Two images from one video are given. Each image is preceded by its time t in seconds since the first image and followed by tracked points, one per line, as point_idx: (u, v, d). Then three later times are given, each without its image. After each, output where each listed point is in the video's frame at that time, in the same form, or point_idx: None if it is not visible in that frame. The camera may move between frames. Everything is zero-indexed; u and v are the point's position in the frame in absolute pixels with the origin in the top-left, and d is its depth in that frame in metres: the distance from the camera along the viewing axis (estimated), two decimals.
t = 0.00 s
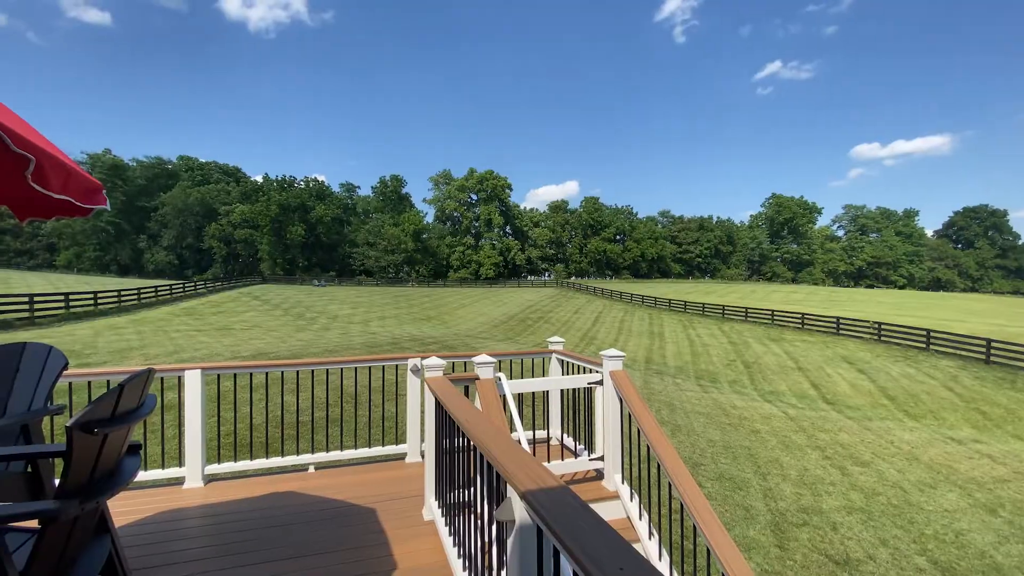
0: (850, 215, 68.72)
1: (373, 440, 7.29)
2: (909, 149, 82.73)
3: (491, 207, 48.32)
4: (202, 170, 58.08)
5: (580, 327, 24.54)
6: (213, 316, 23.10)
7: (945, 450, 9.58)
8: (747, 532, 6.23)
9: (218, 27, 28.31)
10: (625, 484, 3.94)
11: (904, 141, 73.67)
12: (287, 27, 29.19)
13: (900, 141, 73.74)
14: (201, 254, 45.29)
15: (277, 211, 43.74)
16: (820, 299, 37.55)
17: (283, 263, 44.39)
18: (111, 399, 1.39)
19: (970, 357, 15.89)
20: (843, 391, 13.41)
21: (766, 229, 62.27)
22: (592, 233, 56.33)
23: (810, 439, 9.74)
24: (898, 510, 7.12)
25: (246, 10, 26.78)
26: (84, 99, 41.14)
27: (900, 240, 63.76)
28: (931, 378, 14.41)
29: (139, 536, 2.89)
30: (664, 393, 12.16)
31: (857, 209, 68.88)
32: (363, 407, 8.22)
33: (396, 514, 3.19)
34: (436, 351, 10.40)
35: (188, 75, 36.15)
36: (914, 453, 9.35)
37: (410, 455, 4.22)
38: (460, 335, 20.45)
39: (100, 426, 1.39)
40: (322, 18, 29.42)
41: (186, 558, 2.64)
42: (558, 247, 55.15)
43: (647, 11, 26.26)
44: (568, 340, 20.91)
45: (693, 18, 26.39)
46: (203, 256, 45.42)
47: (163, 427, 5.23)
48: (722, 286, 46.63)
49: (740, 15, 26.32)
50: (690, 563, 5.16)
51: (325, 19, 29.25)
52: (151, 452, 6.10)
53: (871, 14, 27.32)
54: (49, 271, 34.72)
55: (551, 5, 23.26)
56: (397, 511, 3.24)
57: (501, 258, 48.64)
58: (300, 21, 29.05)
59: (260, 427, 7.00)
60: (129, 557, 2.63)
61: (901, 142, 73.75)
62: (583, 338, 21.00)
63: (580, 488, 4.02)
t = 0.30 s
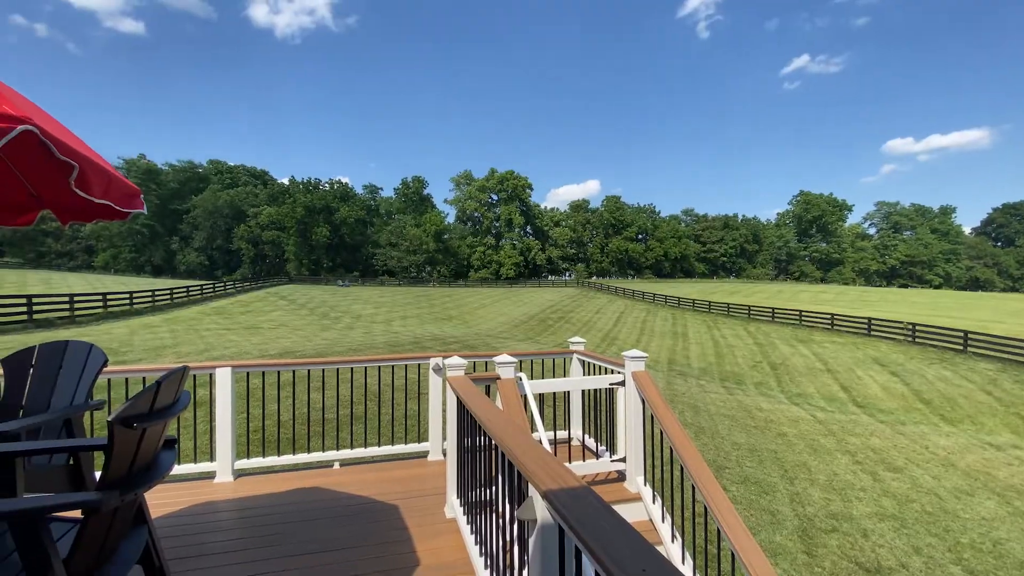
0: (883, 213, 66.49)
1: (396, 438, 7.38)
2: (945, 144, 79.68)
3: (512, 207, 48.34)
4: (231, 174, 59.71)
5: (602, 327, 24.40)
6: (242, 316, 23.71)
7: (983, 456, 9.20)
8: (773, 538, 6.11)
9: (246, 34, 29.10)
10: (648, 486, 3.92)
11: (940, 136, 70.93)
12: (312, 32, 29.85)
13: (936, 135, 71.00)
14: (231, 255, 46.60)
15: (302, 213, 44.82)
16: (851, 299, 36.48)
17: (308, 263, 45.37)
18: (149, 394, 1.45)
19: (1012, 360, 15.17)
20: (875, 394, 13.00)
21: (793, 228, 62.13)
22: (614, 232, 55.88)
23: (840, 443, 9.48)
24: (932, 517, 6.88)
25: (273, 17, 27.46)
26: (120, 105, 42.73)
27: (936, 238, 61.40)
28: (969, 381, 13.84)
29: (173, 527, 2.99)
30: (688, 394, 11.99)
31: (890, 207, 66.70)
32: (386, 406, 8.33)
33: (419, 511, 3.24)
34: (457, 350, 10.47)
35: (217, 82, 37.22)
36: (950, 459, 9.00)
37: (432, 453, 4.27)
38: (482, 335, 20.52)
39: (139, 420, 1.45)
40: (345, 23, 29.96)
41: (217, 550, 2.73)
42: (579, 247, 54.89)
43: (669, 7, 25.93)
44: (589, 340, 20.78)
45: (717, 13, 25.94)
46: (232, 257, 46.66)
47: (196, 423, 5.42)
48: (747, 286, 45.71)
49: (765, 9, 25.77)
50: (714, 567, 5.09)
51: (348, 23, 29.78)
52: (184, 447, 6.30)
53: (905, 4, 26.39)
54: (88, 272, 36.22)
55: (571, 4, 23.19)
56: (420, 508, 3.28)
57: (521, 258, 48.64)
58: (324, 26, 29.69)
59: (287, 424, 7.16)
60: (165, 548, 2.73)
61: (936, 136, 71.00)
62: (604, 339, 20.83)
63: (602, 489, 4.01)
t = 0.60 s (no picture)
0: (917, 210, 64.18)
1: (419, 437, 7.47)
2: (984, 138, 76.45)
3: (533, 207, 48.26)
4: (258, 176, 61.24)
5: (624, 327, 24.16)
6: (269, 315, 24.29)
7: None
8: (801, 544, 5.96)
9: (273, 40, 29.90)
10: (671, 488, 3.87)
11: (978, 129, 68.03)
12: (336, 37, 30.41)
13: (974, 129, 68.10)
14: (258, 256, 47.79)
15: (327, 215, 45.81)
16: (883, 300, 35.33)
17: (333, 263, 46.28)
18: (184, 391, 1.51)
19: None
20: (909, 398, 12.55)
21: (822, 226, 62.94)
22: (636, 231, 55.36)
23: (871, 447, 9.19)
24: (970, 526, 6.62)
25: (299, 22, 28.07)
26: (155, 112, 44.31)
27: (974, 236, 58.95)
28: (1010, 385, 13.24)
29: (204, 520, 3.09)
30: (712, 396, 11.79)
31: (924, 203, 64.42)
32: (409, 406, 8.42)
33: (441, 509, 3.27)
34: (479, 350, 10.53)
35: (245, 88, 38.29)
36: (989, 466, 8.65)
37: (454, 451, 4.31)
38: (503, 335, 20.54)
39: (176, 415, 1.51)
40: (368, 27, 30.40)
41: (246, 543, 2.81)
42: (600, 246, 54.47)
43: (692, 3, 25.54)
44: (611, 341, 20.64)
45: (742, 8, 25.37)
46: (260, 258, 47.84)
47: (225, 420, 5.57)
48: (774, 286, 44.67)
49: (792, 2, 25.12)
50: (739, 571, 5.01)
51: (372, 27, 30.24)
52: (215, 442, 6.48)
53: None
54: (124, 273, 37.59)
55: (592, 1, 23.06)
56: (441, 506, 3.31)
57: (542, 258, 48.55)
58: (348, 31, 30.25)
59: (313, 422, 7.31)
60: (198, 540, 2.82)
61: (975, 129, 68.09)
62: (626, 339, 20.64)
63: (624, 491, 3.98)
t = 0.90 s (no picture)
0: (957, 205, 61.59)
1: (441, 435, 7.53)
2: None
3: (554, 207, 48.06)
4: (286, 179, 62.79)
5: (648, 328, 23.89)
6: (297, 314, 24.85)
7: None
8: (832, 551, 5.80)
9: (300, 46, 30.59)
10: (696, 490, 3.81)
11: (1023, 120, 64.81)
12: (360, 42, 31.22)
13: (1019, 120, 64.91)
14: (287, 257, 49.01)
15: (352, 216, 46.88)
16: (920, 299, 34.02)
17: (359, 264, 47.37)
18: (220, 388, 1.57)
19: None
20: (947, 402, 12.06)
21: (855, 224, 61.81)
22: (660, 230, 54.79)
23: (907, 453, 8.87)
24: (1012, 536, 6.34)
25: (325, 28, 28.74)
26: (189, 120, 45.90)
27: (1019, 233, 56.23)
28: None
29: (236, 513, 3.18)
30: (739, 398, 11.56)
31: (964, 199, 61.89)
32: (433, 404, 8.51)
33: (465, 507, 3.30)
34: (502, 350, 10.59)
35: (274, 94, 39.35)
36: None
37: (477, 450, 4.33)
38: (526, 335, 20.56)
39: (212, 411, 1.56)
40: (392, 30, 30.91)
41: (276, 536, 2.89)
42: (623, 246, 54.03)
43: None
44: (635, 341, 20.43)
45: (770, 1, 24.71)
46: (288, 259, 49.03)
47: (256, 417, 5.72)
48: (803, 286, 43.56)
49: None
50: None
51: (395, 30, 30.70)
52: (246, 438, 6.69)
53: None
54: (160, 274, 39.03)
55: None
56: (465, 504, 3.34)
57: (564, 257, 48.35)
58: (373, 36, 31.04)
59: (340, 419, 7.46)
60: (232, 533, 2.91)
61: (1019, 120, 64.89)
62: (650, 340, 20.39)
63: (648, 492, 3.95)
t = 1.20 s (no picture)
0: (1002, 201, 58.75)
1: (465, 435, 7.57)
2: None
3: (578, 207, 47.71)
4: (315, 182, 64.13)
5: (674, 328, 23.53)
6: (325, 314, 25.36)
7: None
8: (868, 560, 5.60)
9: (327, 51, 31.21)
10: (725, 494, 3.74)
11: None
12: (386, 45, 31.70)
13: None
14: (315, 258, 50.06)
15: (378, 217, 47.73)
16: (962, 300, 32.57)
17: (384, 264, 48.12)
18: (257, 385, 1.62)
19: None
20: (991, 407, 11.52)
21: (891, 221, 59.55)
22: (686, 229, 54.00)
23: (948, 460, 8.51)
24: None
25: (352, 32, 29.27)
26: (222, 126, 47.38)
27: None
28: None
29: (270, 507, 3.27)
30: (769, 401, 11.29)
31: (1010, 194, 58.98)
32: (458, 403, 8.57)
33: (491, 506, 3.31)
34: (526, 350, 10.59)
35: (302, 100, 40.22)
36: None
37: (501, 449, 4.35)
38: (550, 335, 20.51)
39: (249, 408, 1.62)
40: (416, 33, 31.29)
41: (308, 530, 2.95)
42: (648, 245, 53.41)
43: None
44: (661, 342, 20.15)
45: None
46: (316, 259, 50.08)
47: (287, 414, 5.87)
48: (837, 286, 42.23)
49: None
50: None
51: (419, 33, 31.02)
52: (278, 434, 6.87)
53: None
54: (195, 275, 40.34)
55: None
56: (491, 503, 3.36)
57: (588, 257, 47.92)
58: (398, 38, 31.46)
59: (367, 417, 7.59)
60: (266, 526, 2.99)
61: None
62: (676, 341, 20.07)
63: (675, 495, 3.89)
